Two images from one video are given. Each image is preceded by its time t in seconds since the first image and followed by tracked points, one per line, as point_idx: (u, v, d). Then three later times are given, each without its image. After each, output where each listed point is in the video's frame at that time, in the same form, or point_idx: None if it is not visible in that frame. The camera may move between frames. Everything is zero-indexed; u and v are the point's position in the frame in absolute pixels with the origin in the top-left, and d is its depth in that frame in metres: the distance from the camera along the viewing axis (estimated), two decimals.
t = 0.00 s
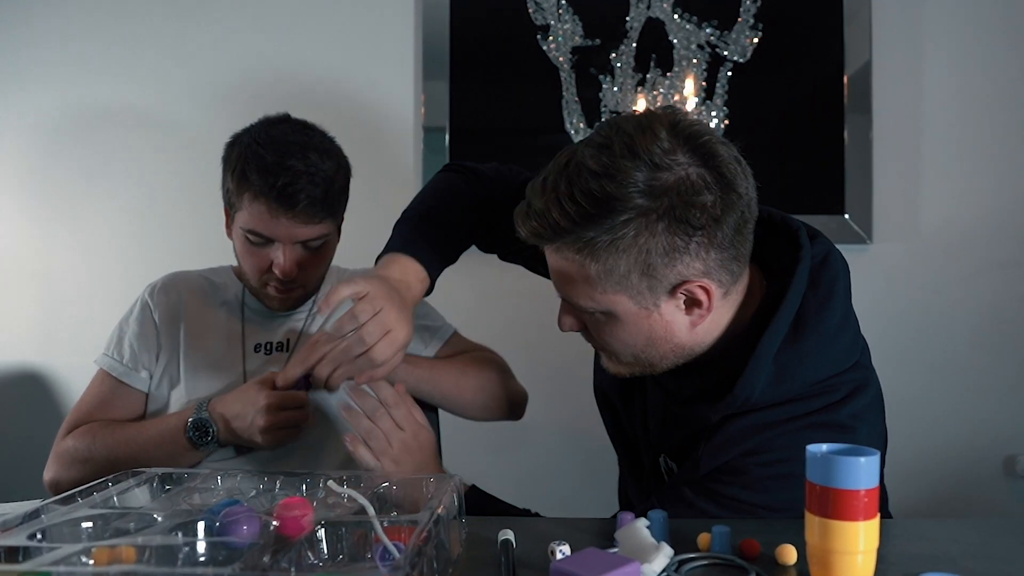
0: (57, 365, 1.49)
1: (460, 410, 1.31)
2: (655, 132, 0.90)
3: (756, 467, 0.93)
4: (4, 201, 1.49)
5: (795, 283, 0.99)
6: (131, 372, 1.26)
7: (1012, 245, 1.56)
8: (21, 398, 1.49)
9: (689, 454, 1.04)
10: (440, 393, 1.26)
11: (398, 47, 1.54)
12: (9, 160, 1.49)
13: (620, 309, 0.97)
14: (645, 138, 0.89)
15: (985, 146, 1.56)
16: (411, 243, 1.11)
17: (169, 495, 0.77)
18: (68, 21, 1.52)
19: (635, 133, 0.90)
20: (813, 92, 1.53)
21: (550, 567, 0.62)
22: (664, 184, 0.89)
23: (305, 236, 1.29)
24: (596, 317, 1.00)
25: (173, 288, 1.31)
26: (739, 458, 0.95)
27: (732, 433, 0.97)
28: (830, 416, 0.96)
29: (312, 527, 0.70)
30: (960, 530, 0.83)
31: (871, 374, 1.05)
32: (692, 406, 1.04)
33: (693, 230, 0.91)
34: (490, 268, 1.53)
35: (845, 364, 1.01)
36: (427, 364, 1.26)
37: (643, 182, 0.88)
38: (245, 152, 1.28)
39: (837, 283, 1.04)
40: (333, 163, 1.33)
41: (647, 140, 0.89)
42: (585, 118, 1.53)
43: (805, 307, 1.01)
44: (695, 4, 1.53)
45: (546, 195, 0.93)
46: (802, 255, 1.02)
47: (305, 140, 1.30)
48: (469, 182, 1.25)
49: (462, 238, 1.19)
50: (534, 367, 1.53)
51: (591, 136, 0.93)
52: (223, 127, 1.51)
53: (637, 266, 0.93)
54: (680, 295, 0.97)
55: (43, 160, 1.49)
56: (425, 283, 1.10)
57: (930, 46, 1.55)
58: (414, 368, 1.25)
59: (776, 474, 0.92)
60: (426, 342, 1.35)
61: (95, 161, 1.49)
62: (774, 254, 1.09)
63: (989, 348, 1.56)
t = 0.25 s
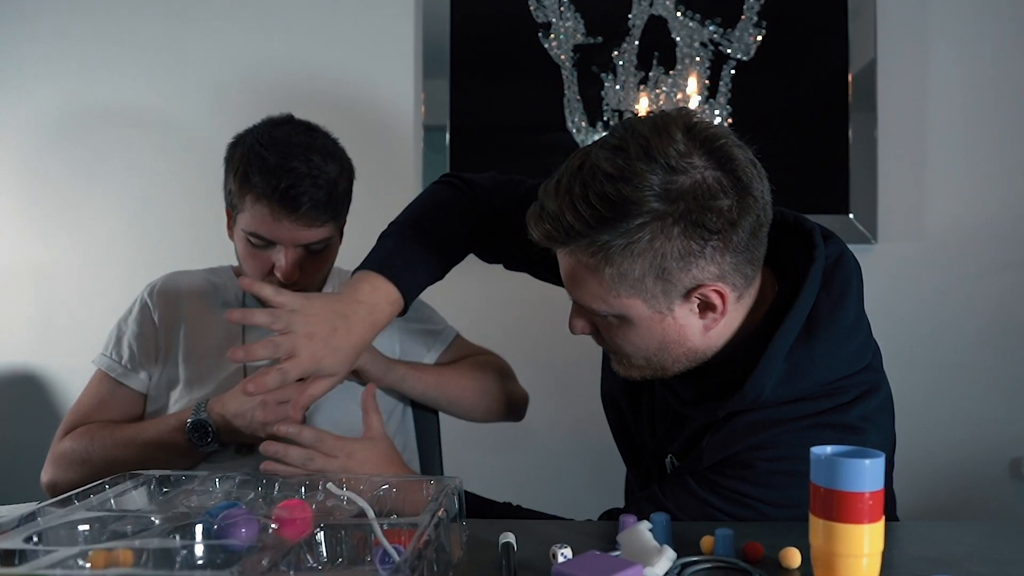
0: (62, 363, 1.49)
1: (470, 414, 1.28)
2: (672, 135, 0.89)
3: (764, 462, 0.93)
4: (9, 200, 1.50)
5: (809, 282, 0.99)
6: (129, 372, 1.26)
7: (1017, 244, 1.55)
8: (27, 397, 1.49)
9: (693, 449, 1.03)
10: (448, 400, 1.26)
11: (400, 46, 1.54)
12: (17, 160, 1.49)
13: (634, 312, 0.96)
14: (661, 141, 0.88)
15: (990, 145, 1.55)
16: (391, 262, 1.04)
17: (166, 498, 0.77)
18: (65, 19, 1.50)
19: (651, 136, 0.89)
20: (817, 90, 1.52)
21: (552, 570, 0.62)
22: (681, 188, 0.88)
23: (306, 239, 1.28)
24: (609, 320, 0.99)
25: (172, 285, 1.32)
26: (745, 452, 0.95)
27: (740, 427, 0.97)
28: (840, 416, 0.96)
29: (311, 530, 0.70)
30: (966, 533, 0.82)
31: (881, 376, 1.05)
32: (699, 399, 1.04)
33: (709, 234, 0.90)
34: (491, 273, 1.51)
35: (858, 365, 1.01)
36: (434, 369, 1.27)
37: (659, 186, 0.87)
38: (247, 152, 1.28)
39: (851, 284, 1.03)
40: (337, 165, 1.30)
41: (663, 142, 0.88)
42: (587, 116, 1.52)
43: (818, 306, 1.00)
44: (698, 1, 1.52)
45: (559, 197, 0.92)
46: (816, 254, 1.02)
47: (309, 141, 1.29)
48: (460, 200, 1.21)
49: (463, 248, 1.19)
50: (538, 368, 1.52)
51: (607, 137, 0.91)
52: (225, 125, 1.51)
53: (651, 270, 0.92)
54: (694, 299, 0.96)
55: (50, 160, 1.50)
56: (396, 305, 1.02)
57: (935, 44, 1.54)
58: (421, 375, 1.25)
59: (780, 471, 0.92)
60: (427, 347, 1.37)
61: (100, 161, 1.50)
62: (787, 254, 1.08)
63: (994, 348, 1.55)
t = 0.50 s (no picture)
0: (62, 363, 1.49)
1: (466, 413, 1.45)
2: (668, 137, 0.87)
3: (757, 465, 0.94)
4: (1, 200, 1.46)
5: (809, 284, 0.98)
6: (131, 371, 1.39)
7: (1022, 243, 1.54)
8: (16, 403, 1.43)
9: (688, 451, 1.04)
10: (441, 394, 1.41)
11: (400, 41, 1.52)
12: (9, 159, 1.46)
13: (630, 316, 0.96)
14: (657, 143, 0.87)
15: (995, 143, 1.53)
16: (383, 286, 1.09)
17: (165, 500, 0.76)
18: (62, 16, 1.48)
19: (647, 138, 0.87)
20: (821, 88, 1.51)
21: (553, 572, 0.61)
22: (677, 192, 0.87)
23: (303, 234, 1.42)
24: (606, 323, 0.99)
25: (169, 288, 1.43)
26: (737, 453, 0.96)
27: (734, 429, 0.97)
28: (838, 422, 0.96)
29: (310, 533, 0.69)
30: (971, 536, 0.81)
31: (884, 379, 1.04)
32: (695, 399, 1.04)
33: (706, 238, 0.89)
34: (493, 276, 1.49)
35: (858, 369, 1.01)
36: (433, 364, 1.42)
37: (655, 190, 0.86)
38: (245, 154, 1.42)
39: (852, 287, 1.02)
40: (334, 161, 1.45)
41: (660, 144, 0.87)
42: (589, 115, 1.52)
43: (818, 309, 1.00)
44: None
45: (554, 199, 0.91)
46: (817, 256, 1.01)
47: (302, 140, 1.43)
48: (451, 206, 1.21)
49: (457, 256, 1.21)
50: (539, 370, 1.50)
51: (602, 138, 0.90)
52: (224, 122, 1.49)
53: (648, 274, 0.91)
54: (692, 303, 0.95)
55: (40, 159, 1.46)
56: (390, 327, 1.10)
57: (939, 42, 1.53)
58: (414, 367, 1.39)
59: (774, 474, 0.93)
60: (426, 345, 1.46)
61: (94, 159, 1.46)
62: (789, 256, 1.06)
63: (998, 349, 1.54)
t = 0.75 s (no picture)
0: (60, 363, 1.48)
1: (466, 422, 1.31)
2: (659, 138, 0.86)
3: (750, 466, 0.93)
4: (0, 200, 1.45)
5: (805, 285, 0.97)
6: (122, 375, 1.28)
7: None
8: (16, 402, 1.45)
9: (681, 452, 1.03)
10: (449, 401, 1.26)
11: (402, 40, 1.51)
12: (8, 158, 1.45)
13: (625, 319, 0.95)
14: (648, 144, 0.85)
15: (999, 142, 1.52)
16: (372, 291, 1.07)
17: (162, 503, 0.75)
18: (62, 14, 1.47)
19: (638, 140, 0.86)
20: (824, 87, 1.50)
21: None
22: (668, 194, 0.86)
23: (296, 236, 1.28)
24: (601, 327, 0.98)
25: (167, 289, 1.33)
26: (729, 454, 0.95)
27: (727, 430, 0.96)
28: (831, 424, 0.95)
29: (310, 536, 0.68)
30: (976, 539, 0.80)
31: (880, 382, 1.03)
32: (689, 399, 1.03)
33: (700, 239, 0.88)
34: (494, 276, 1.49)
35: (856, 371, 1.00)
36: (431, 369, 1.27)
37: (647, 192, 0.85)
38: (236, 149, 1.27)
39: (849, 288, 1.01)
40: (326, 159, 1.30)
41: (650, 146, 0.86)
42: (590, 113, 1.51)
43: (813, 309, 0.99)
44: None
45: (547, 203, 0.90)
46: (814, 256, 1.00)
47: (296, 136, 1.27)
48: (446, 211, 1.20)
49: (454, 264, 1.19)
50: (536, 374, 1.50)
51: (594, 140, 0.89)
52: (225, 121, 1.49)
53: (642, 277, 0.90)
54: (687, 306, 0.94)
55: (40, 158, 1.45)
56: (386, 340, 1.07)
57: (943, 39, 1.52)
58: (416, 372, 1.25)
59: (769, 475, 0.92)
60: (425, 349, 1.37)
61: (94, 159, 1.45)
62: (786, 256, 1.05)
63: (1002, 349, 1.53)
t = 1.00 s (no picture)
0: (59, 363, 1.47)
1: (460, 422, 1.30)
2: (649, 143, 0.85)
3: (748, 469, 0.91)
4: None
5: (802, 285, 0.96)
6: (120, 376, 1.28)
7: None
8: (16, 402, 1.44)
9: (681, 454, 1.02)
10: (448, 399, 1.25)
11: (404, 38, 1.50)
12: (7, 156, 1.45)
13: (623, 326, 0.95)
14: (639, 149, 0.84)
15: (1004, 141, 1.52)
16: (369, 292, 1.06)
17: (159, 506, 0.74)
18: (63, 12, 1.47)
19: (628, 145, 0.85)
20: (828, 86, 1.50)
21: None
22: (660, 199, 0.85)
23: (294, 236, 1.27)
24: (599, 334, 0.97)
25: (166, 290, 1.33)
26: (727, 456, 0.94)
27: (724, 432, 0.95)
28: (829, 426, 0.93)
29: (309, 539, 0.67)
30: (982, 542, 0.79)
31: (879, 384, 1.02)
32: (688, 402, 1.03)
33: (695, 243, 0.87)
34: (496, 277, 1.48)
35: (856, 371, 0.99)
36: (430, 367, 1.25)
37: (639, 198, 0.84)
38: (234, 148, 1.27)
39: (848, 288, 1.01)
40: (326, 158, 1.30)
41: (641, 151, 0.85)
42: (592, 112, 1.50)
43: (811, 309, 0.98)
44: None
45: (539, 211, 0.89)
46: (812, 256, 0.99)
47: (295, 135, 1.26)
48: (446, 212, 1.19)
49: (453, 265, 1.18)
50: (535, 376, 1.49)
51: (584, 146, 0.89)
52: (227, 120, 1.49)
53: (637, 284, 0.90)
54: (684, 311, 0.93)
55: (41, 158, 1.45)
56: (385, 342, 1.06)
57: (947, 37, 1.52)
58: (416, 369, 1.23)
59: (767, 477, 0.90)
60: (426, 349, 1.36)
61: (94, 158, 1.45)
62: (783, 255, 1.04)
63: (1006, 350, 1.52)
